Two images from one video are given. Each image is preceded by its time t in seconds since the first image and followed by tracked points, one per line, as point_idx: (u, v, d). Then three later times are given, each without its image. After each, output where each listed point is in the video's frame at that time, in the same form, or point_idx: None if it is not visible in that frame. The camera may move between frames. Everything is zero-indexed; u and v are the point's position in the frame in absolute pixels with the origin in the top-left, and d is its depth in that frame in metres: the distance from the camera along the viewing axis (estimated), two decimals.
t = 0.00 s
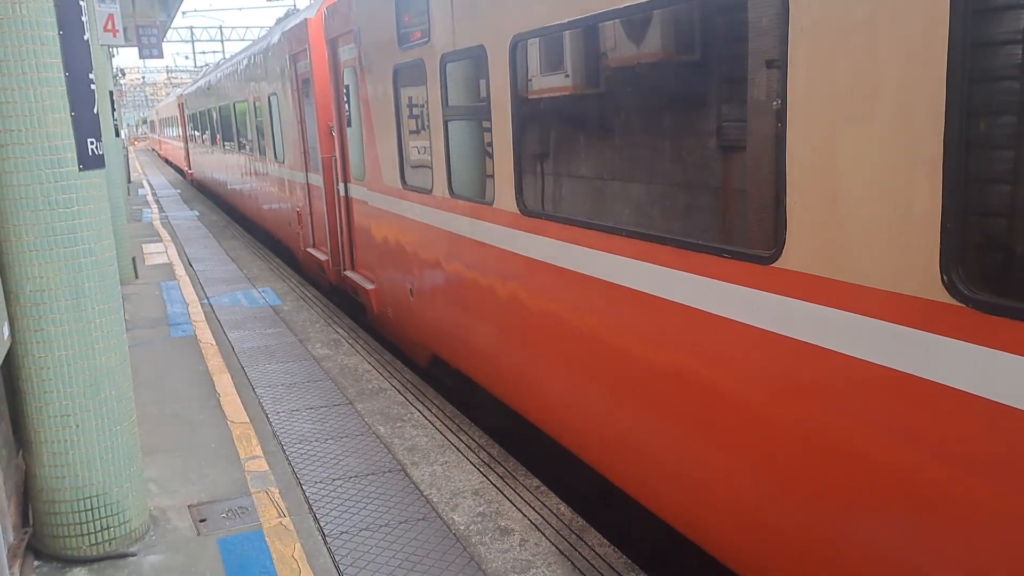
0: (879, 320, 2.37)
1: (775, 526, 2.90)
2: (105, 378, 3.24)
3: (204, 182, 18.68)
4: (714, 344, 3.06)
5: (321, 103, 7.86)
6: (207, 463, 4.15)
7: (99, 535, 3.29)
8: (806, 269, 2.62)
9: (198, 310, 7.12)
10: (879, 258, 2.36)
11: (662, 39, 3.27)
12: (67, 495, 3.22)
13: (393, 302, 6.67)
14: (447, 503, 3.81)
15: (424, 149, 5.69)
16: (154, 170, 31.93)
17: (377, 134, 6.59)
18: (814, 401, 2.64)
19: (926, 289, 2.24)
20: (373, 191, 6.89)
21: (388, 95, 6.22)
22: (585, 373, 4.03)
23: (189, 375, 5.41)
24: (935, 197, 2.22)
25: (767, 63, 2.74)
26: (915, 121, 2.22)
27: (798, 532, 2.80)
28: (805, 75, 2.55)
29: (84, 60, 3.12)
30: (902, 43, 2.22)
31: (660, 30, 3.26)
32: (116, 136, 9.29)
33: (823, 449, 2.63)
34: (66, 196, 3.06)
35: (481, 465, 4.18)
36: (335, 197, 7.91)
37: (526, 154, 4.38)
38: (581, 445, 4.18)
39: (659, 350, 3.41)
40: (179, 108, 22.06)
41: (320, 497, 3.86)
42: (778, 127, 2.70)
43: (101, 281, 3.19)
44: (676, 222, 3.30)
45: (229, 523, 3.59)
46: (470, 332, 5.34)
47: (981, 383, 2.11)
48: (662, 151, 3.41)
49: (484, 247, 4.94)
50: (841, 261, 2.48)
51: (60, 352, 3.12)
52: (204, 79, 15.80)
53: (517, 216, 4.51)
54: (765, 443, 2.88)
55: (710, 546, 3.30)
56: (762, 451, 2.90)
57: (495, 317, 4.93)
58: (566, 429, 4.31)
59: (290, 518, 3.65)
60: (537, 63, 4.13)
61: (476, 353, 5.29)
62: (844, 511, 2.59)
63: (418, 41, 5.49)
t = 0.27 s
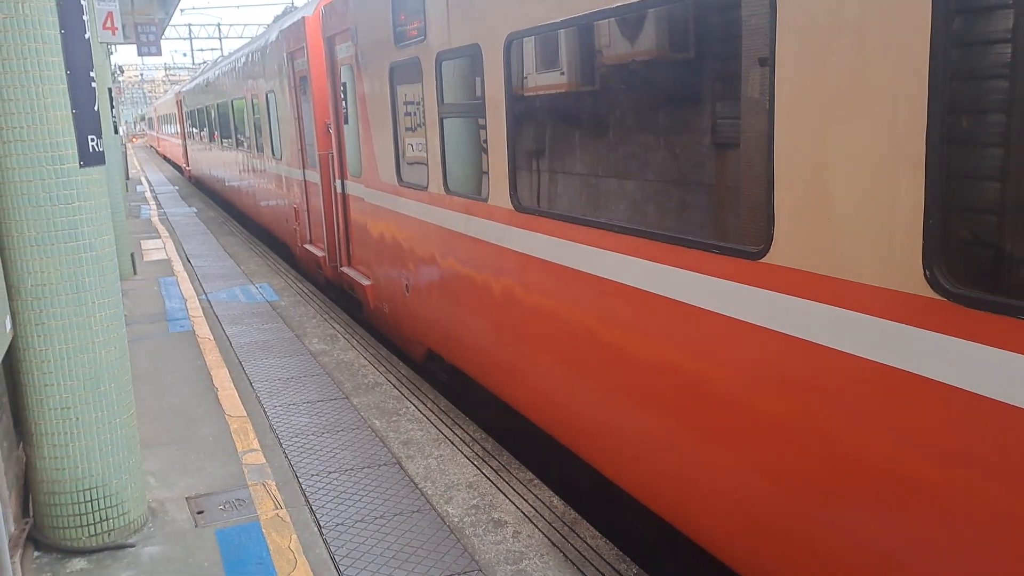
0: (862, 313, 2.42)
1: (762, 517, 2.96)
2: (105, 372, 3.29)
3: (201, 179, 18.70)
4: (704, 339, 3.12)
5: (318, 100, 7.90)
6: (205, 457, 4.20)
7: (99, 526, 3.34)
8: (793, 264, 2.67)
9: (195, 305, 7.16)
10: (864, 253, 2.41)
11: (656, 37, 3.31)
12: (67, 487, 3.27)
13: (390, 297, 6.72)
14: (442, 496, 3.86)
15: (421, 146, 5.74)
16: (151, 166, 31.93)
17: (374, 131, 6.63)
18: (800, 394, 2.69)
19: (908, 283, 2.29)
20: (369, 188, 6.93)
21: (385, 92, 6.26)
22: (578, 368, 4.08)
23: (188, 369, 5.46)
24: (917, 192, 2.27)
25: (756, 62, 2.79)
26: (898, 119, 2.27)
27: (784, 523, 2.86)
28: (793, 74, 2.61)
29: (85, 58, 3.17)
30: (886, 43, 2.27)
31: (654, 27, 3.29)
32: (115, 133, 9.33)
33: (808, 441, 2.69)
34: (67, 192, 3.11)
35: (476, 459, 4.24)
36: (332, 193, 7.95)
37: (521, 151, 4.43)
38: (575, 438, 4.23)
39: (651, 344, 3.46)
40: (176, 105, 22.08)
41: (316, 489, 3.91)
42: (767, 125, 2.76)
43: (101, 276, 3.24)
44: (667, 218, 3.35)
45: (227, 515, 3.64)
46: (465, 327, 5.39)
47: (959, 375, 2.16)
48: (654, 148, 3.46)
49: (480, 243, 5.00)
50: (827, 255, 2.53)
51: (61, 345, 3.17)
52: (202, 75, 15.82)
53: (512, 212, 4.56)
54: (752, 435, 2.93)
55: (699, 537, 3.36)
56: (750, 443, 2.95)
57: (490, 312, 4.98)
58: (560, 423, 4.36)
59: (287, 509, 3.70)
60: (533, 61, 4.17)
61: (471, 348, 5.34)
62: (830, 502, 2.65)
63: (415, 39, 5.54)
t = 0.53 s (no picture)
0: (848, 313, 2.44)
1: (752, 516, 2.97)
2: (100, 373, 3.31)
3: (201, 182, 18.74)
4: (695, 339, 3.14)
5: (316, 103, 7.93)
6: (201, 458, 4.22)
7: (94, 527, 3.37)
8: (782, 264, 2.69)
9: (193, 308, 7.19)
10: (850, 253, 2.43)
11: (652, 39, 3.32)
12: (63, 489, 3.29)
13: (387, 299, 6.74)
14: (436, 497, 3.88)
15: (417, 149, 5.76)
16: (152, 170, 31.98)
17: (371, 134, 6.66)
18: (789, 393, 2.71)
19: (893, 282, 2.31)
20: (366, 190, 6.96)
21: (382, 95, 6.28)
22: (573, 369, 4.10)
23: (185, 372, 5.48)
24: (901, 192, 2.28)
25: (745, 63, 2.81)
26: (882, 120, 2.29)
27: (774, 522, 2.87)
28: (780, 76, 2.63)
29: (81, 62, 3.19)
30: (870, 45, 2.29)
31: (651, 29, 3.30)
32: (113, 136, 9.35)
33: (797, 440, 2.70)
34: (62, 195, 3.13)
35: (471, 460, 4.25)
36: (330, 196, 7.98)
37: (515, 154, 4.45)
38: (570, 439, 4.24)
39: (644, 344, 3.48)
40: (176, 109, 22.13)
41: (311, 491, 3.93)
42: (755, 126, 2.78)
43: (97, 278, 3.26)
44: (659, 219, 3.38)
45: (222, 516, 3.66)
46: (462, 329, 5.41)
47: (942, 373, 2.18)
48: (646, 150, 3.48)
49: (475, 245, 5.02)
50: (814, 255, 2.55)
51: (56, 347, 3.19)
52: (201, 79, 15.86)
53: (507, 214, 4.58)
54: (742, 435, 2.95)
55: (691, 536, 3.37)
56: (740, 443, 2.97)
57: (485, 314, 5.00)
58: (555, 424, 4.38)
59: (281, 511, 3.72)
60: (530, 62, 4.17)
61: (468, 350, 5.36)
62: (817, 500, 2.66)
63: (410, 42, 5.56)
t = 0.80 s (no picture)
0: (810, 296, 2.44)
1: (728, 502, 2.97)
2: (69, 390, 3.29)
3: (183, 193, 18.68)
4: (667, 328, 3.14)
5: (289, 108, 7.91)
6: (180, 471, 4.21)
7: (70, 544, 3.35)
8: (745, 250, 2.69)
9: (174, 320, 7.16)
10: (808, 236, 2.43)
11: (623, 31, 3.22)
12: (36, 507, 3.27)
13: (368, 303, 6.72)
14: (417, 498, 3.87)
15: (389, 150, 5.75)
16: (135, 183, 31.86)
17: (344, 138, 6.64)
18: (758, 378, 2.71)
19: (851, 263, 2.30)
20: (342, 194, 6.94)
21: (353, 98, 6.27)
22: (551, 364, 4.09)
23: (165, 385, 5.46)
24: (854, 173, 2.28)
25: (700, 52, 2.81)
26: (833, 102, 2.29)
27: (750, 507, 2.87)
28: (735, 62, 2.63)
29: (35, 77, 3.16)
30: (818, 28, 2.29)
31: (622, 20, 3.21)
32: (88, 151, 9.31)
33: (771, 427, 2.69)
34: (21, 212, 3.10)
35: (452, 459, 4.24)
36: (308, 201, 7.96)
37: (484, 151, 4.45)
38: (551, 434, 4.24)
39: (618, 335, 3.48)
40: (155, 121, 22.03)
41: (291, 498, 3.92)
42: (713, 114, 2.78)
43: (60, 294, 3.24)
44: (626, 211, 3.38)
45: (201, 527, 3.64)
46: (442, 329, 5.40)
47: (902, 351, 2.18)
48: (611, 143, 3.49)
49: (450, 244, 5.01)
50: (775, 239, 2.55)
51: (23, 365, 3.17)
52: (178, 90, 15.80)
53: (479, 213, 4.57)
54: (716, 422, 2.95)
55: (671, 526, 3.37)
56: (714, 430, 2.97)
57: (464, 312, 4.99)
58: (536, 420, 4.37)
59: (261, 519, 3.71)
60: (505, 58, 4.07)
61: (449, 350, 5.35)
62: (797, 491, 2.63)
63: (377, 44, 5.55)
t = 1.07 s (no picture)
0: (759, 257, 2.49)
1: (692, 461, 3.04)
2: (32, 383, 3.28)
3: (148, 180, 18.44)
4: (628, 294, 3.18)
5: (249, 90, 7.83)
6: (153, 458, 4.22)
7: (43, 535, 3.36)
8: (696, 215, 2.73)
9: (143, 309, 7.12)
10: (755, 198, 2.48)
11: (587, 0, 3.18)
12: (6, 500, 3.28)
13: (337, 283, 6.72)
14: (390, 473, 3.91)
15: (350, 129, 5.73)
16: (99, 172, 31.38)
17: (305, 118, 6.60)
18: (714, 339, 2.76)
19: (796, 223, 2.35)
20: (307, 175, 6.91)
21: (311, 78, 6.22)
22: (518, 336, 4.14)
23: (135, 373, 5.45)
24: (795, 134, 2.32)
25: (646, 20, 2.83)
26: (773, 65, 2.32)
27: (712, 465, 2.93)
28: (679, 29, 2.65)
29: None
30: None
31: None
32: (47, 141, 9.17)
33: (732, 389, 2.75)
34: None
35: (425, 434, 4.29)
36: (273, 184, 7.91)
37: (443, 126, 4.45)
38: (521, 404, 4.29)
39: (581, 304, 3.52)
40: (116, 108, 21.68)
41: (265, 479, 3.95)
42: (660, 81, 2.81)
43: (17, 287, 3.22)
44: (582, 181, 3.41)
45: (175, 512, 3.67)
46: (410, 306, 5.42)
47: (847, 307, 2.24)
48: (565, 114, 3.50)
49: (414, 221, 5.03)
50: (723, 203, 2.59)
51: None
52: (137, 75, 15.55)
53: (440, 189, 4.59)
54: (677, 384, 3.00)
55: (639, 488, 3.44)
56: (676, 392, 3.03)
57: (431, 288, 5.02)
58: (507, 391, 4.42)
59: (235, 501, 3.74)
60: (466, 31, 3.95)
61: (418, 326, 5.39)
62: (756, 447, 2.70)
63: (332, 21, 5.50)
